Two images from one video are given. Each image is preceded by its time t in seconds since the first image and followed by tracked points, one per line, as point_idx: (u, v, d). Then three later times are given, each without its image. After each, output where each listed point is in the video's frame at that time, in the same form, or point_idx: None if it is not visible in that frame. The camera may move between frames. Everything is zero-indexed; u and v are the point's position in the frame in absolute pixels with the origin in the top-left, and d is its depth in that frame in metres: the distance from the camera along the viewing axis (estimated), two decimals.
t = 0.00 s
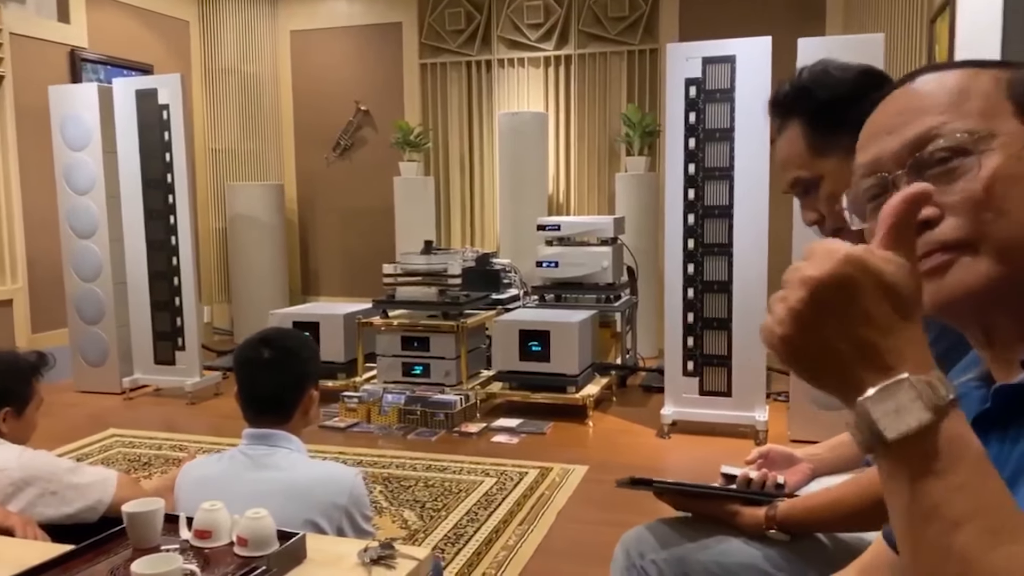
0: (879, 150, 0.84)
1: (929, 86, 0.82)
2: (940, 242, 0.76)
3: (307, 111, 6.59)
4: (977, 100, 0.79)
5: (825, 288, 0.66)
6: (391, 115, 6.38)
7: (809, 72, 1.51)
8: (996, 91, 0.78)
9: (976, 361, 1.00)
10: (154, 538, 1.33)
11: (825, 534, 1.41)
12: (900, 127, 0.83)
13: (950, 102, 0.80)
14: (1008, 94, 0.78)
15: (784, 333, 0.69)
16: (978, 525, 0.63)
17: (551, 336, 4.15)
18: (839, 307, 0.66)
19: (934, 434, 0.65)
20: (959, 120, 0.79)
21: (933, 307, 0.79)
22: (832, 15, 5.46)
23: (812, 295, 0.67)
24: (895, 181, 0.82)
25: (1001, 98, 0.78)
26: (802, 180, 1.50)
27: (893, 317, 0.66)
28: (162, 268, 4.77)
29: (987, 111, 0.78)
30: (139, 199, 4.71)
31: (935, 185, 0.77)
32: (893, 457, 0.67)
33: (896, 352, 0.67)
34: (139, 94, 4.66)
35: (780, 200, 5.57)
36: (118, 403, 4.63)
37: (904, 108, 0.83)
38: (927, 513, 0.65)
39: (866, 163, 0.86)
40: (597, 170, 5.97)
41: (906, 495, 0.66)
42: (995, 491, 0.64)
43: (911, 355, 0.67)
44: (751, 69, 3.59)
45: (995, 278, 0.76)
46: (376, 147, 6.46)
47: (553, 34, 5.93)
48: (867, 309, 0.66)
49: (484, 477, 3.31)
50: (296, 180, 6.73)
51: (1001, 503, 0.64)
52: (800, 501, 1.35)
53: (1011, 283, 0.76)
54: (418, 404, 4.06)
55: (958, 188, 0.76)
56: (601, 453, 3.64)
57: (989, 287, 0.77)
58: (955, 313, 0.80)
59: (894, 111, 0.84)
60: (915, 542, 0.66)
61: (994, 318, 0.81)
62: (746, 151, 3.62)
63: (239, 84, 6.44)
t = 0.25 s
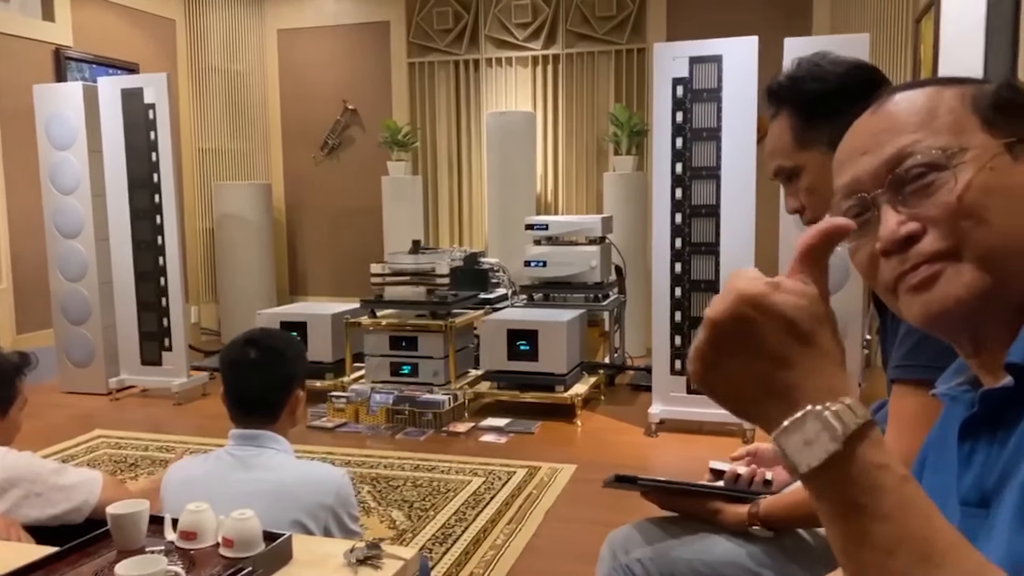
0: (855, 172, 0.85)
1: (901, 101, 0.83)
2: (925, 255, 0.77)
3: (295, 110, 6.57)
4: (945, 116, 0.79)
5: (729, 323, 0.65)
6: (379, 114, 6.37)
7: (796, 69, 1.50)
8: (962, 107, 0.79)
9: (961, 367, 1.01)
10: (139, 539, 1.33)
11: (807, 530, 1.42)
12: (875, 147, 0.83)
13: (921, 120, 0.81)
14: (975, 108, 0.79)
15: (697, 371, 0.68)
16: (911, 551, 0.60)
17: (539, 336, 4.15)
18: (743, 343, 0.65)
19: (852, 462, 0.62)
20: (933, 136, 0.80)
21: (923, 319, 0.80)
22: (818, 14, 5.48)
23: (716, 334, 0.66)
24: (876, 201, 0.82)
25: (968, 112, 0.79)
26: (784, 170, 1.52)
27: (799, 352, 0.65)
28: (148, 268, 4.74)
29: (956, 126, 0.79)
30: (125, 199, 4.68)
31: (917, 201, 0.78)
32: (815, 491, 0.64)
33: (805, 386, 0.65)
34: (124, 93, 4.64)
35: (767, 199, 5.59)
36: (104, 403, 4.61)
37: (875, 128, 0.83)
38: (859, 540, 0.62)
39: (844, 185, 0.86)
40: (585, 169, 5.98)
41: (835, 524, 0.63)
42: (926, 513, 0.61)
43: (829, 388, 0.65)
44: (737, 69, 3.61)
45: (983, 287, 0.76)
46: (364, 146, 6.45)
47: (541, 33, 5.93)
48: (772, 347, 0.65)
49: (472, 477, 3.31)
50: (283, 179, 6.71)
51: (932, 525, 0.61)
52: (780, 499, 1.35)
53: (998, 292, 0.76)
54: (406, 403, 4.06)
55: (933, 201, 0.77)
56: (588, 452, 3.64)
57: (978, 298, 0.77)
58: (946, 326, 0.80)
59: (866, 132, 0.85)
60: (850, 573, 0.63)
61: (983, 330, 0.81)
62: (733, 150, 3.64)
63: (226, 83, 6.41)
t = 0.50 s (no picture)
0: (844, 169, 0.83)
1: (893, 99, 0.82)
2: (914, 251, 0.77)
3: (281, 109, 6.54)
4: (935, 114, 0.79)
5: (704, 313, 0.68)
6: (366, 113, 6.35)
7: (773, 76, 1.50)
8: (952, 106, 0.79)
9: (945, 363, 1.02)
10: (120, 542, 1.32)
11: (792, 527, 1.42)
12: (865, 144, 0.82)
13: (910, 117, 0.80)
14: (964, 108, 0.79)
15: (674, 362, 0.71)
16: (883, 528, 0.61)
17: (526, 335, 4.15)
18: (718, 331, 0.68)
19: (826, 445, 0.64)
20: (923, 134, 0.79)
21: (911, 314, 0.79)
22: (805, 14, 5.50)
23: (692, 323, 0.68)
24: (864, 198, 0.82)
25: (957, 111, 0.79)
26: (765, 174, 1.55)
27: (775, 336, 0.67)
28: (132, 268, 4.71)
29: (945, 124, 0.79)
30: (109, 198, 4.64)
31: (905, 197, 0.78)
32: (791, 477, 0.65)
33: (779, 370, 0.67)
34: (108, 92, 4.60)
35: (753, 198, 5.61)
36: (88, 404, 4.57)
37: (864, 127, 0.82)
38: (834, 521, 0.63)
39: (833, 182, 0.85)
40: (572, 168, 5.98)
41: (813, 505, 0.64)
42: (897, 492, 0.62)
43: (805, 369, 0.67)
44: (723, 69, 3.61)
45: (969, 282, 0.77)
46: (351, 145, 6.43)
47: (528, 32, 5.93)
48: (747, 333, 0.67)
49: (460, 477, 3.30)
50: (269, 179, 6.68)
51: (901, 504, 0.62)
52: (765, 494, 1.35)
53: (983, 289, 0.77)
54: (393, 404, 4.05)
55: (923, 197, 0.77)
56: (576, 451, 3.64)
57: (964, 293, 0.77)
58: (932, 322, 0.80)
59: (856, 128, 0.83)
60: (829, 557, 0.63)
61: (968, 327, 0.81)
62: (719, 150, 3.64)
63: (211, 81, 6.37)
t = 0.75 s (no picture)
0: (838, 159, 0.82)
1: (888, 92, 0.81)
2: (908, 242, 0.77)
3: (269, 108, 6.51)
4: (930, 108, 0.78)
5: (686, 306, 0.68)
6: (354, 112, 6.32)
7: (753, 82, 1.52)
8: (948, 101, 0.79)
9: (931, 360, 1.00)
10: (104, 544, 1.30)
11: (778, 526, 1.41)
12: (859, 136, 0.81)
13: (905, 110, 0.79)
14: (959, 103, 0.79)
15: (660, 358, 0.71)
16: (865, 520, 0.60)
17: (516, 335, 4.14)
18: (700, 324, 0.68)
19: (806, 441, 0.63)
20: (918, 128, 0.78)
21: (900, 308, 0.79)
22: (793, 14, 5.52)
23: (674, 317, 0.69)
24: (857, 188, 0.81)
25: (953, 105, 0.79)
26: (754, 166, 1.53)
27: (757, 329, 0.66)
28: (118, 267, 4.67)
29: (940, 118, 0.78)
30: (95, 197, 4.61)
31: (899, 191, 0.78)
32: (774, 472, 0.64)
33: (762, 362, 0.66)
34: (94, 90, 4.57)
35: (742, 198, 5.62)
36: (74, 405, 4.53)
37: (860, 118, 0.81)
38: (816, 514, 0.62)
39: (825, 172, 0.84)
40: (561, 167, 5.98)
41: (794, 498, 0.63)
42: (878, 485, 0.61)
43: (788, 362, 0.66)
44: (711, 68, 3.61)
45: (959, 276, 0.76)
46: (339, 144, 6.40)
47: (517, 31, 5.92)
48: (729, 326, 0.67)
49: (448, 477, 3.29)
50: (258, 179, 6.65)
51: (881, 497, 0.61)
52: (753, 493, 1.35)
53: (972, 285, 0.76)
54: (382, 404, 4.03)
55: (918, 189, 0.76)
56: (565, 451, 3.64)
57: (954, 288, 0.76)
58: (921, 317, 0.80)
59: (851, 120, 0.82)
60: (813, 551, 0.62)
61: (958, 324, 0.80)
62: (708, 150, 3.64)
63: (198, 80, 6.32)
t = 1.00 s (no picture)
0: (821, 160, 0.83)
1: (869, 92, 0.81)
2: (889, 244, 0.77)
3: (256, 107, 6.48)
4: (912, 110, 0.79)
5: (659, 316, 0.68)
6: (341, 111, 6.30)
7: (727, 94, 1.52)
8: (929, 103, 0.79)
9: (912, 362, 1.01)
10: (86, 548, 1.29)
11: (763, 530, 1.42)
12: (841, 138, 0.81)
13: (887, 112, 0.79)
14: (941, 105, 0.79)
15: (634, 366, 0.70)
16: (836, 528, 0.61)
17: (503, 335, 4.14)
18: (673, 334, 0.68)
19: (778, 450, 0.64)
20: (900, 130, 0.78)
21: (879, 310, 0.79)
22: (780, 15, 5.54)
23: (647, 327, 0.68)
24: (839, 190, 0.81)
25: (934, 107, 0.79)
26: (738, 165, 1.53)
27: (730, 338, 0.67)
28: (103, 268, 4.64)
29: (921, 121, 0.78)
30: (80, 197, 4.57)
31: (880, 192, 0.78)
32: (748, 480, 0.65)
33: (733, 371, 0.67)
34: (78, 88, 4.53)
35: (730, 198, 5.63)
36: (58, 407, 4.50)
37: (843, 119, 0.81)
38: (787, 522, 0.62)
39: (807, 173, 0.84)
40: (549, 167, 5.98)
41: (768, 506, 0.64)
42: (849, 493, 0.61)
43: (760, 371, 0.67)
44: (698, 70, 3.62)
45: (937, 279, 0.76)
46: (326, 144, 6.38)
47: (505, 31, 5.92)
48: (701, 336, 0.67)
49: (435, 478, 3.28)
50: (244, 179, 6.62)
51: (853, 504, 0.61)
52: (736, 498, 1.34)
53: (951, 287, 0.77)
54: (369, 405, 4.02)
55: (898, 192, 0.76)
56: (552, 451, 3.64)
57: (932, 289, 0.76)
58: (902, 318, 0.80)
59: (833, 120, 0.82)
60: (786, 558, 0.63)
61: (937, 327, 0.81)
62: (694, 151, 3.65)
63: (184, 79, 6.29)
